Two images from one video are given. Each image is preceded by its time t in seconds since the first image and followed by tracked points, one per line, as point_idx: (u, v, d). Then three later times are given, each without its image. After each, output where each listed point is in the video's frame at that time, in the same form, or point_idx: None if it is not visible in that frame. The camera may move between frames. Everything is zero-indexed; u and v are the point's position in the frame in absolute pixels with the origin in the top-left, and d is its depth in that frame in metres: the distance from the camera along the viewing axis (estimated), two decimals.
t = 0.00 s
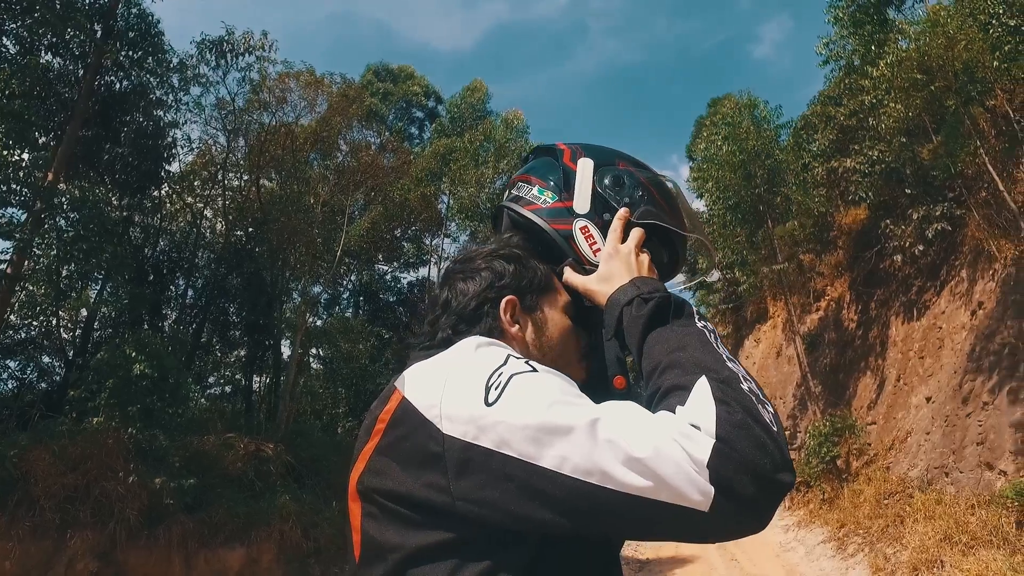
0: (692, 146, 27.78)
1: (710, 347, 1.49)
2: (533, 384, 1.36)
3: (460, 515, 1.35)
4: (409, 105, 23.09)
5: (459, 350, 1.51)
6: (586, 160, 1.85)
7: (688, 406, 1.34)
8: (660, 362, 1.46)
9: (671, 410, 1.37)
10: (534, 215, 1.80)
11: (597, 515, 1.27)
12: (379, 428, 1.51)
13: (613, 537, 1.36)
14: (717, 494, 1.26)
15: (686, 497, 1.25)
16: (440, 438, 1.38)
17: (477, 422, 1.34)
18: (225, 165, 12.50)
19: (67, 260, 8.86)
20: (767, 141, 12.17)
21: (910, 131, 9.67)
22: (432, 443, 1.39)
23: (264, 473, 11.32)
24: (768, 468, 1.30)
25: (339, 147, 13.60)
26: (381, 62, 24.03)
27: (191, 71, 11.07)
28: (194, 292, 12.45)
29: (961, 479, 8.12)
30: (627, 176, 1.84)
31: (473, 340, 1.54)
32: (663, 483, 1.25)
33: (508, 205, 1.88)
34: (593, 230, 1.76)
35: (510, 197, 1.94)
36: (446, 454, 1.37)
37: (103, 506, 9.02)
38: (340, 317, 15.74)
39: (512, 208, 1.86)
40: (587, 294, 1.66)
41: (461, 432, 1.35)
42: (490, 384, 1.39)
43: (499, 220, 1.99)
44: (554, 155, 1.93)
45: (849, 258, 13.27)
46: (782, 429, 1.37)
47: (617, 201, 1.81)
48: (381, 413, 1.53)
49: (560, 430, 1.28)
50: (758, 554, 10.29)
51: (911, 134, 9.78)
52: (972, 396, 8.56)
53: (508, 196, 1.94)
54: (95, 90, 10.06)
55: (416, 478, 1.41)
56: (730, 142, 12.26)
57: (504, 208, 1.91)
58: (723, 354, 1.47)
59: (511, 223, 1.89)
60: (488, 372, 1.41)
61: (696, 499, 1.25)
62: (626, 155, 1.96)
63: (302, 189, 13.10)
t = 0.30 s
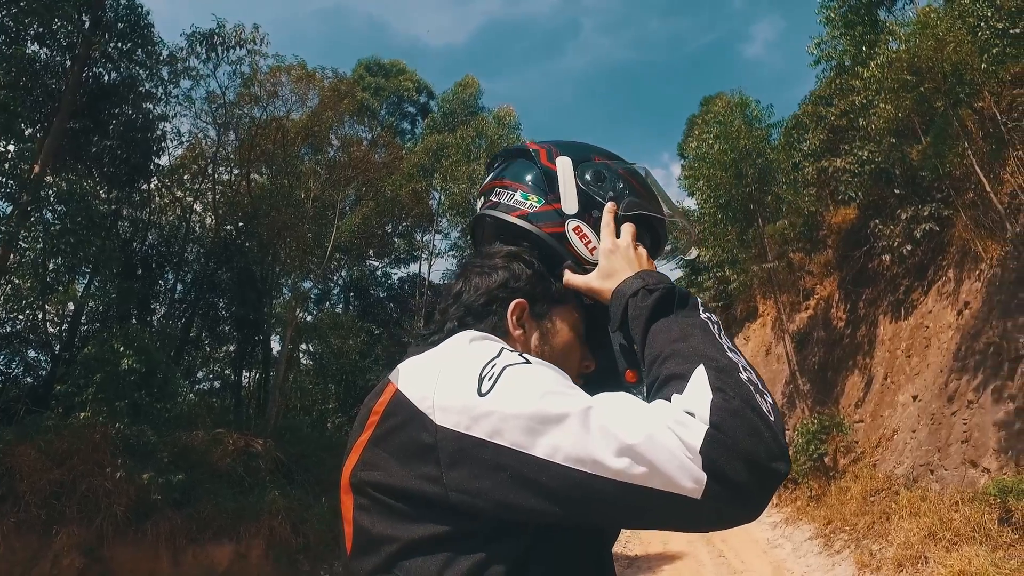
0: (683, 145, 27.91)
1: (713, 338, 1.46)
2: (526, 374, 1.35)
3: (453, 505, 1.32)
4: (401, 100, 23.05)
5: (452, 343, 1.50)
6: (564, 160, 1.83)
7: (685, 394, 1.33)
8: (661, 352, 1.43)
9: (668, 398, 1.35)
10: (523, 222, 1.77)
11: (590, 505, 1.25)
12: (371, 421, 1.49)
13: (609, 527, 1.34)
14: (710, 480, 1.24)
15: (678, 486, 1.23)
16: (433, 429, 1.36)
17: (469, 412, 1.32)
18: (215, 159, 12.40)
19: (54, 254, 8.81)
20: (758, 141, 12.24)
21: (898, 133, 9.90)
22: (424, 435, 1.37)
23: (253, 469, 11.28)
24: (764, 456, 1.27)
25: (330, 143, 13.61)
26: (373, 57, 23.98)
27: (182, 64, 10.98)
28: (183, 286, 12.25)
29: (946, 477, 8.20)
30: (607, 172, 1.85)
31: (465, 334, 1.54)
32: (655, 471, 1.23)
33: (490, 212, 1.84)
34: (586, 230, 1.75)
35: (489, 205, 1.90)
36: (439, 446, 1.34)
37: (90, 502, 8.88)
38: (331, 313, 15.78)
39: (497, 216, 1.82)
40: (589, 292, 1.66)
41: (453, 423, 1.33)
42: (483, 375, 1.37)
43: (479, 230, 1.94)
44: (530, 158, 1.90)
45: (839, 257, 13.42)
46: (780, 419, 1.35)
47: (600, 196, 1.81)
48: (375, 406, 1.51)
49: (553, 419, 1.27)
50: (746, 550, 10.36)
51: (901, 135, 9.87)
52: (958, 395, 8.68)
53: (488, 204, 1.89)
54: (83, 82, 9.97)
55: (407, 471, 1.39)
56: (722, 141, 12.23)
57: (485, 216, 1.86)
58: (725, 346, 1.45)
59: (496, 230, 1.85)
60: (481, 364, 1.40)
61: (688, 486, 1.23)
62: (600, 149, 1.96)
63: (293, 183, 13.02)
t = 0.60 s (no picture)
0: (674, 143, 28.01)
1: (719, 331, 1.45)
2: (522, 364, 1.35)
3: (448, 494, 1.31)
4: (392, 95, 22.95)
5: (448, 336, 1.52)
6: (540, 164, 1.80)
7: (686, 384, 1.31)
8: (666, 342, 1.43)
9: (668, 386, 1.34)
10: (510, 237, 1.72)
11: (584, 493, 1.23)
12: (367, 411, 1.48)
13: (604, 516, 1.33)
14: (704, 469, 1.22)
15: (676, 473, 1.21)
16: (429, 419, 1.36)
17: (466, 401, 1.32)
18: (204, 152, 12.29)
19: (39, 246, 8.72)
20: (747, 140, 12.31)
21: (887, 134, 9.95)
22: (419, 424, 1.37)
23: (240, 465, 11.19)
24: (759, 448, 1.25)
25: (320, 137, 13.59)
26: (363, 51, 23.91)
27: (170, 55, 10.87)
28: (171, 280, 12.14)
29: (929, 474, 8.31)
30: (581, 167, 1.83)
31: (462, 330, 1.54)
32: (653, 458, 1.21)
33: (473, 233, 1.80)
34: (579, 233, 1.73)
35: (469, 224, 1.84)
36: (434, 435, 1.34)
37: (74, 498, 8.75)
38: (319, 308, 15.73)
39: (482, 236, 1.77)
40: (595, 291, 1.65)
41: (450, 412, 1.33)
42: (480, 365, 1.37)
43: (462, 252, 1.89)
44: (502, 169, 1.84)
45: (827, 256, 13.55)
46: (779, 412, 1.33)
47: (580, 194, 1.79)
48: (371, 396, 1.51)
49: (549, 407, 1.26)
50: (732, 546, 10.46)
51: (889, 136, 9.97)
52: (942, 393, 8.80)
53: (468, 224, 1.84)
54: (68, 72, 9.86)
55: (402, 461, 1.38)
56: (712, 139, 12.39)
57: (468, 238, 1.81)
58: (730, 339, 1.44)
59: (482, 252, 1.81)
60: (478, 355, 1.40)
61: (683, 474, 1.21)
62: (564, 142, 1.93)
63: (283, 177, 12.93)
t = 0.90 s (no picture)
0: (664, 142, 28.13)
1: (721, 345, 1.45)
2: (531, 369, 1.35)
3: (452, 497, 1.32)
4: (382, 90, 22.81)
5: (456, 336, 1.52)
6: (507, 190, 1.87)
7: (690, 402, 1.31)
8: (667, 355, 1.43)
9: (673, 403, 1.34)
10: (501, 271, 1.78)
11: (588, 502, 1.24)
12: (372, 408, 1.49)
13: (604, 526, 1.34)
14: (708, 490, 1.22)
15: (679, 490, 1.22)
16: (436, 421, 1.36)
17: (473, 405, 1.32)
18: (192, 145, 12.19)
19: (24, 239, 8.64)
20: (738, 140, 12.37)
21: (876, 136, 9.91)
22: (425, 426, 1.37)
23: (227, 461, 11.13)
24: (763, 473, 1.25)
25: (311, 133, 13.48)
26: (354, 46, 23.82)
27: (159, 47, 10.74)
28: (158, 275, 12.24)
29: (914, 472, 8.40)
30: (546, 183, 1.90)
31: (470, 330, 1.55)
32: (657, 474, 1.22)
33: (460, 275, 1.84)
34: (566, 253, 1.81)
35: (450, 268, 1.90)
36: (440, 437, 1.34)
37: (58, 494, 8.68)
38: (308, 304, 15.68)
39: (470, 277, 1.82)
40: (590, 306, 1.66)
41: (457, 416, 1.33)
42: (490, 369, 1.37)
43: (446, 296, 1.93)
44: (470, 205, 1.91)
45: (815, 255, 13.66)
46: (781, 436, 1.33)
47: (553, 211, 1.86)
48: (377, 393, 1.51)
49: (558, 417, 1.26)
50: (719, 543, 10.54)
51: (878, 138, 10.04)
52: (927, 393, 8.91)
53: (450, 267, 1.89)
54: (53, 63, 9.73)
55: (406, 460, 1.39)
56: (703, 139, 12.41)
57: (454, 283, 1.85)
58: (732, 356, 1.44)
59: (471, 292, 1.84)
60: (487, 358, 1.40)
61: (687, 493, 1.22)
62: (520, 159, 1.99)
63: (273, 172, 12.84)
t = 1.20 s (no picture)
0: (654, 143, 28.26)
1: (718, 371, 1.48)
2: (539, 385, 1.35)
3: (454, 507, 1.33)
4: (374, 87, 22.73)
5: (464, 340, 1.51)
6: (509, 195, 1.91)
7: (693, 430, 1.33)
8: (668, 379, 1.46)
9: (675, 429, 1.36)
10: (490, 272, 1.82)
11: (590, 518, 1.25)
12: (377, 410, 1.49)
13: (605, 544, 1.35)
14: (707, 522, 1.24)
15: (676, 521, 1.23)
16: (441, 429, 1.36)
17: (480, 418, 1.32)
18: (182, 141, 12.09)
19: (10, 235, 8.44)
20: (729, 140, 12.44)
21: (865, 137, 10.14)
22: (429, 434, 1.37)
23: (216, 458, 11.06)
24: (759, 508, 1.28)
25: (302, 129, 13.56)
26: (346, 43, 23.72)
27: (149, 41, 10.66)
28: (147, 271, 11.94)
29: (902, 472, 8.48)
30: (550, 190, 1.94)
31: (478, 334, 1.54)
32: (657, 502, 1.23)
33: (453, 273, 1.87)
34: (558, 260, 1.83)
35: (445, 264, 1.93)
36: (446, 446, 1.35)
37: (44, 492, 8.50)
38: (298, 301, 15.61)
39: (462, 274, 1.85)
40: (585, 320, 1.68)
41: (462, 426, 1.33)
42: (497, 381, 1.37)
43: (440, 291, 1.97)
44: (470, 204, 1.94)
45: (805, 256, 13.76)
46: (776, 469, 1.37)
47: (553, 219, 1.90)
48: (382, 395, 1.51)
49: (564, 437, 1.26)
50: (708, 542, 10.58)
51: (868, 140, 10.12)
52: (914, 393, 8.99)
53: (444, 263, 1.92)
54: (41, 56, 9.63)
55: (409, 463, 1.39)
56: (694, 139, 12.50)
57: (447, 279, 1.89)
58: (729, 382, 1.46)
59: (462, 289, 1.88)
60: (494, 369, 1.40)
61: (686, 525, 1.24)
62: (527, 165, 2.03)
63: (263, 168, 12.79)
